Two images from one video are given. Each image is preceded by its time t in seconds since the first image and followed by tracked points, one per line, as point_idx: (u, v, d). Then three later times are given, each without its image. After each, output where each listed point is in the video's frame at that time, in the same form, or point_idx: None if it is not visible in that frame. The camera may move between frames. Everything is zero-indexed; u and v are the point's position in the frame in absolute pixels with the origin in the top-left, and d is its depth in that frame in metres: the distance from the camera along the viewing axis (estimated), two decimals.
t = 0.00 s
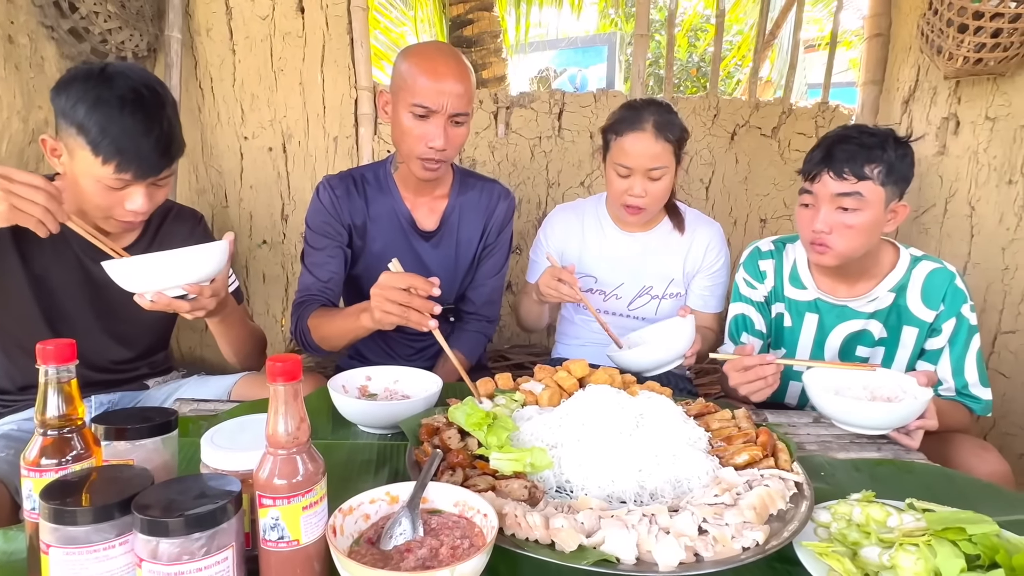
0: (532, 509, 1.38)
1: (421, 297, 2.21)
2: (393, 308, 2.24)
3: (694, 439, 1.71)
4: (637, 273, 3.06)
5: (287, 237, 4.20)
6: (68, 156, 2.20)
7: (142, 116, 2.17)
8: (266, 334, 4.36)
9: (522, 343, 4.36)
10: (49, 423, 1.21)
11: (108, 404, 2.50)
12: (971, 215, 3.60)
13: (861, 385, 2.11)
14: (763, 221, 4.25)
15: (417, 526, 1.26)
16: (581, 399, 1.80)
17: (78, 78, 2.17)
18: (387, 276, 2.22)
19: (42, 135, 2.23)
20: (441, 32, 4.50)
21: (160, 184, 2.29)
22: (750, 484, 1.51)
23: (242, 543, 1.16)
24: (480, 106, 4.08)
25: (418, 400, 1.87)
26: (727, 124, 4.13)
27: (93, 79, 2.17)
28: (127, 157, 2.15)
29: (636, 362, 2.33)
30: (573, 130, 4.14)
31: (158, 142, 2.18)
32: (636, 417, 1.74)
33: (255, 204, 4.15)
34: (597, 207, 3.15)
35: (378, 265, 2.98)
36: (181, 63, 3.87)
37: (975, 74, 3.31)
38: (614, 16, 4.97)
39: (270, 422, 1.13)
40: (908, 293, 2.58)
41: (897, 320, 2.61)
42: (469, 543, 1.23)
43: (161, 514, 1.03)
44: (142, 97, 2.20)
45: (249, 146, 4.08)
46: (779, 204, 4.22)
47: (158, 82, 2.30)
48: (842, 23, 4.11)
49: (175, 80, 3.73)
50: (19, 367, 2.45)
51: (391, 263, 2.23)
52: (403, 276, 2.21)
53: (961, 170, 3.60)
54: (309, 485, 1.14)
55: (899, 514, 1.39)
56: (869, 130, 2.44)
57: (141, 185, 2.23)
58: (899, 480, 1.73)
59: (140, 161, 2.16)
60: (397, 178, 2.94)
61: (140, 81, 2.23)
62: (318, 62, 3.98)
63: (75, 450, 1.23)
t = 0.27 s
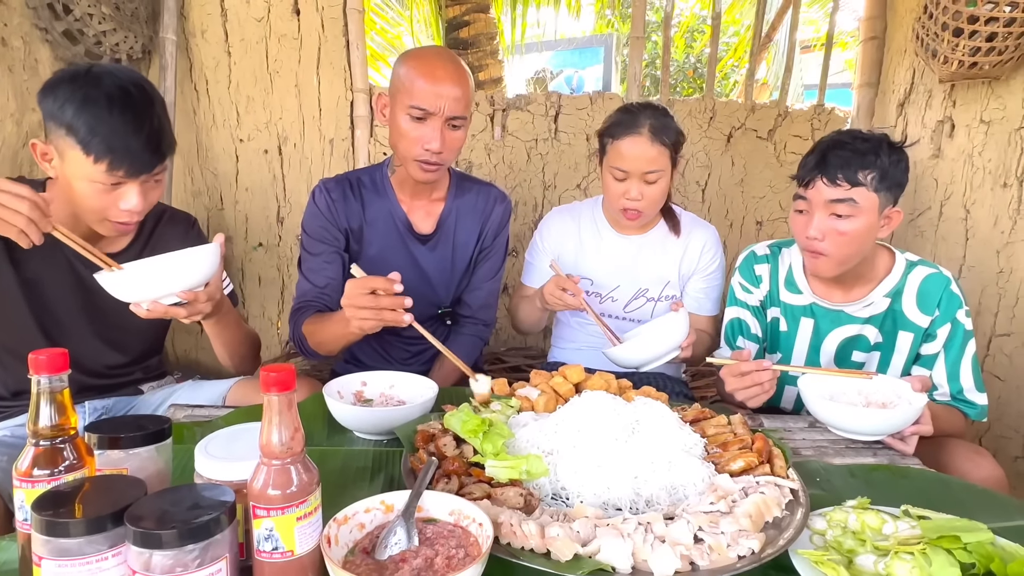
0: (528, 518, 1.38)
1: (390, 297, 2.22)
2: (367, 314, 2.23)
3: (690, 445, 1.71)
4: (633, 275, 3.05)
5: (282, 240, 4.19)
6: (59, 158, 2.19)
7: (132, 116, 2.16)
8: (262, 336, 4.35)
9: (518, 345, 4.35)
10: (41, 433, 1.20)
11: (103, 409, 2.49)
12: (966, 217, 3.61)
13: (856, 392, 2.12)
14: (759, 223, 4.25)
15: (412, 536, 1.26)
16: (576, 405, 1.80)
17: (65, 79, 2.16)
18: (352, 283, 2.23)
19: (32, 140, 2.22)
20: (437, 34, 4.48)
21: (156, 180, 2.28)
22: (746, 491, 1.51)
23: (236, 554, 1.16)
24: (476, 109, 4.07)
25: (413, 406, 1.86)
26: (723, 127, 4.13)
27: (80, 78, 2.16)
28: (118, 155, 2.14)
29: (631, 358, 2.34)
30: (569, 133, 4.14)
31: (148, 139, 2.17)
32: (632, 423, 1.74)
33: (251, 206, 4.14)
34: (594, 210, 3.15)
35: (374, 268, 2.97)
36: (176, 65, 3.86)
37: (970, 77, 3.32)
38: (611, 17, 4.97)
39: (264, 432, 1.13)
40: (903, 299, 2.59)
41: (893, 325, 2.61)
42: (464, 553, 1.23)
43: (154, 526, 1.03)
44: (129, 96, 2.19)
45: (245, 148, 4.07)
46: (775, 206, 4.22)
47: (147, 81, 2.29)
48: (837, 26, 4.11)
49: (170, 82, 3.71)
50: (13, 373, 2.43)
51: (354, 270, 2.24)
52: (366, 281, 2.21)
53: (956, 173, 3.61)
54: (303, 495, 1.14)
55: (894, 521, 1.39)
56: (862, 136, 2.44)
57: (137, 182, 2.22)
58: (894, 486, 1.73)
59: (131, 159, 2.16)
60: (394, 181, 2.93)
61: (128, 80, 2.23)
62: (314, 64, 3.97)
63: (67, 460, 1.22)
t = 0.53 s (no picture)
0: (527, 522, 1.38)
1: (390, 318, 2.22)
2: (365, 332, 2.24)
3: (689, 449, 1.71)
4: (633, 277, 3.06)
5: (282, 240, 4.19)
6: (53, 157, 2.20)
7: (122, 109, 2.17)
8: (262, 337, 4.35)
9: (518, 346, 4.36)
10: (42, 438, 1.20)
11: (103, 411, 2.50)
12: (965, 219, 3.61)
13: (852, 395, 2.12)
14: (758, 224, 4.26)
15: (412, 540, 1.26)
16: (576, 408, 1.80)
17: (55, 76, 2.17)
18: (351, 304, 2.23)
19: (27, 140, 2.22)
20: (436, 34, 4.48)
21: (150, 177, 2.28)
22: (745, 495, 1.51)
23: (237, 558, 1.16)
24: (476, 110, 4.08)
25: (413, 409, 1.86)
26: (723, 128, 4.14)
27: (67, 73, 2.17)
28: (110, 149, 2.14)
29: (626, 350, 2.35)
30: (569, 134, 4.14)
31: (139, 134, 2.17)
32: (631, 426, 1.74)
33: (251, 207, 4.14)
34: (595, 211, 3.15)
35: (374, 269, 2.97)
36: (176, 66, 3.86)
37: (969, 79, 3.32)
38: (611, 17, 4.96)
39: (265, 438, 1.13)
40: (901, 301, 2.59)
41: (891, 328, 2.62)
42: (464, 557, 1.23)
43: (155, 532, 1.03)
44: (120, 91, 2.20)
45: (245, 149, 4.07)
46: (774, 207, 4.23)
47: (136, 76, 2.29)
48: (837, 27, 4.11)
49: (170, 83, 3.71)
50: (13, 374, 2.44)
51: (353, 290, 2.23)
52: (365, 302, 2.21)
53: (955, 174, 3.61)
54: (304, 500, 1.14)
55: (893, 525, 1.40)
56: (858, 141, 2.45)
57: (131, 177, 2.22)
58: (893, 489, 1.73)
59: (124, 151, 2.15)
60: (394, 182, 2.94)
61: (117, 75, 2.23)
62: (313, 65, 3.97)
63: (68, 465, 1.23)
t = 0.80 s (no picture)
0: (523, 517, 1.38)
1: (397, 306, 2.22)
2: (370, 321, 2.25)
3: (685, 445, 1.72)
4: (634, 275, 3.06)
5: (282, 237, 4.19)
6: (48, 153, 2.20)
7: (117, 108, 2.17)
8: (261, 334, 4.36)
9: (517, 343, 4.36)
10: (39, 432, 1.21)
11: (101, 407, 2.50)
12: (964, 217, 3.61)
13: (848, 392, 2.13)
14: (758, 222, 4.26)
15: (408, 534, 1.26)
16: (573, 405, 1.81)
17: (55, 73, 2.17)
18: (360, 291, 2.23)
19: (25, 135, 2.22)
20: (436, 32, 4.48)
21: (141, 179, 2.29)
22: (740, 491, 1.51)
23: (233, 552, 1.17)
24: (475, 107, 4.08)
25: (410, 405, 1.87)
26: (722, 126, 4.14)
27: (67, 71, 2.18)
28: (101, 147, 2.13)
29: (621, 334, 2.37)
30: (568, 131, 4.14)
31: (134, 134, 2.17)
32: (628, 422, 1.75)
33: (250, 204, 4.14)
34: (598, 208, 3.15)
35: (373, 266, 2.98)
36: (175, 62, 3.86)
37: (969, 77, 3.32)
38: (611, 14, 4.96)
39: (261, 432, 1.14)
40: (898, 298, 2.59)
41: (888, 325, 2.62)
42: (459, 552, 1.23)
43: (151, 525, 1.03)
44: (118, 91, 2.20)
45: (244, 146, 4.07)
46: (774, 205, 4.22)
47: (136, 76, 2.29)
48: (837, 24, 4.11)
49: (169, 79, 3.71)
50: (13, 370, 2.44)
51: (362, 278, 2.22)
52: (375, 289, 2.22)
53: (954, 172, 3.61)
54: (299, 495, 1.15)
55: (887, 521, 1.40)
56: (856, 140, 2.45)
57: (121, 178, 2.22)
58: (889, 485, 1.74)
59: (115, 151, 2.15)
60: (392, 179, 2.94)
61: (116, 74, 2.23)
62: (313, 62, 3.97)
63: (65, 459, 1.24)
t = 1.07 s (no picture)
0: (524, 519, 1.38)
1: (423, 297, 2.23)
2: (393, 313, 2.24)
3: (687, 446, 1.72)
4: (639, 276, 3.06)
5: (284, 236, 4.19)
6: (52, 153, 2.20)
7: (121, 109, 2.17)
8: (263, 332, 4.36)
9: (518, 342, 4.36)
10: (40, 433, 1.21)
11: (103, 405, 2.51)
12: (967, 218, 3.60)
13: (850, 394, 2.13)
14: (760, 221, 4.25)
15: (409, 536, 1.26)
16: (574, 406, 1.80)
17: (59, 73, 2.17)
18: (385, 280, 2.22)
19: (28, 135, 2.22)
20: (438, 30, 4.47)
21: (145, 180, 2.28)
22: (741, 493, 1.51)
23: (233, 553, 1.16)
24: (478, 106, 4.07)
25: (411, 405, 1.86)
26: (725, 125, 4.12)
27: (72, 72, 2.18)
28: (105, 149, 2.13)
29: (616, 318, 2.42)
30: (570, 130, 4.13)
31: (138, 134, 2.17)
32: (629, 424, 1.74)
33: (252, 202, 4.14)
34: (604, 209, 3.15)
35: (375, 265, 2.98)
36: (178, 60, 3.86)
37: (974, 77, 3.31)
38: (614, 13, 4.94)
39: (261, 434, 1.13)
40: (901, 300, 2.59)
41: (891, 327, 2.61)
42: (460, 554, 1.23)
43: (151, 527, 1.03)
44: (123, 92, 2.20)
45: (246, 144, 4.07)
46: (776, 204, 4.21)
47: (141, 77, 2.29)
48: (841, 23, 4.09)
49: (172, 77, 3.71)
50: (15, 369, 2.45)
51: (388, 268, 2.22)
52: (402, 279, 2.21)
53: (958, 172, 3.60)
54: (300, 496, 1.15)
55: (890, 524, 1.40)
56: (862, 141, 2.44)
57: (124, 179, 2.21)
58: (891, 488, 1.73)
59: (119, 152, 2.15)
60: (394, 178, 2.93)
61: (121, 75, 2.23)
62: (315, 60, 3.96)
63: (66, 459, 1.24)
